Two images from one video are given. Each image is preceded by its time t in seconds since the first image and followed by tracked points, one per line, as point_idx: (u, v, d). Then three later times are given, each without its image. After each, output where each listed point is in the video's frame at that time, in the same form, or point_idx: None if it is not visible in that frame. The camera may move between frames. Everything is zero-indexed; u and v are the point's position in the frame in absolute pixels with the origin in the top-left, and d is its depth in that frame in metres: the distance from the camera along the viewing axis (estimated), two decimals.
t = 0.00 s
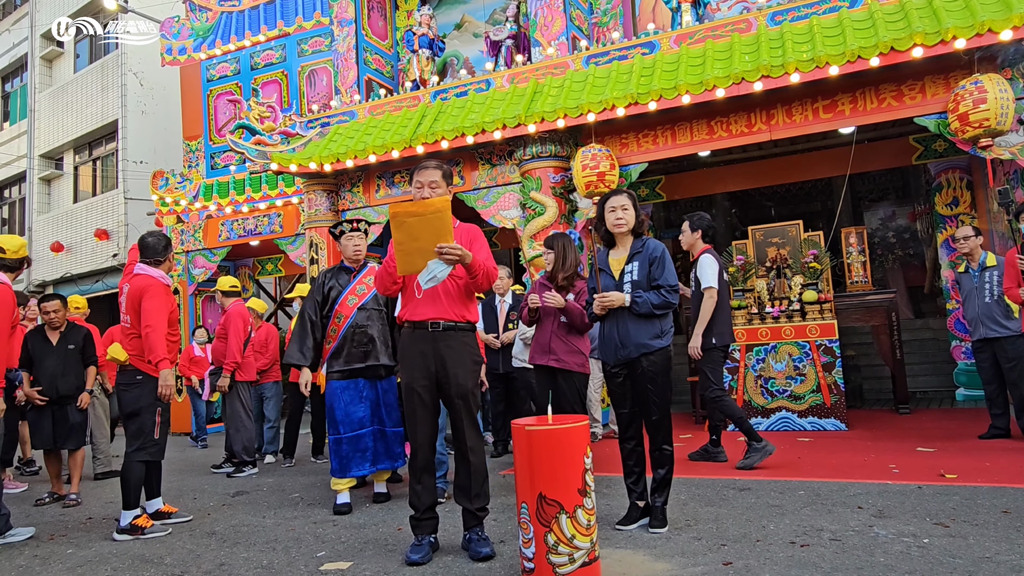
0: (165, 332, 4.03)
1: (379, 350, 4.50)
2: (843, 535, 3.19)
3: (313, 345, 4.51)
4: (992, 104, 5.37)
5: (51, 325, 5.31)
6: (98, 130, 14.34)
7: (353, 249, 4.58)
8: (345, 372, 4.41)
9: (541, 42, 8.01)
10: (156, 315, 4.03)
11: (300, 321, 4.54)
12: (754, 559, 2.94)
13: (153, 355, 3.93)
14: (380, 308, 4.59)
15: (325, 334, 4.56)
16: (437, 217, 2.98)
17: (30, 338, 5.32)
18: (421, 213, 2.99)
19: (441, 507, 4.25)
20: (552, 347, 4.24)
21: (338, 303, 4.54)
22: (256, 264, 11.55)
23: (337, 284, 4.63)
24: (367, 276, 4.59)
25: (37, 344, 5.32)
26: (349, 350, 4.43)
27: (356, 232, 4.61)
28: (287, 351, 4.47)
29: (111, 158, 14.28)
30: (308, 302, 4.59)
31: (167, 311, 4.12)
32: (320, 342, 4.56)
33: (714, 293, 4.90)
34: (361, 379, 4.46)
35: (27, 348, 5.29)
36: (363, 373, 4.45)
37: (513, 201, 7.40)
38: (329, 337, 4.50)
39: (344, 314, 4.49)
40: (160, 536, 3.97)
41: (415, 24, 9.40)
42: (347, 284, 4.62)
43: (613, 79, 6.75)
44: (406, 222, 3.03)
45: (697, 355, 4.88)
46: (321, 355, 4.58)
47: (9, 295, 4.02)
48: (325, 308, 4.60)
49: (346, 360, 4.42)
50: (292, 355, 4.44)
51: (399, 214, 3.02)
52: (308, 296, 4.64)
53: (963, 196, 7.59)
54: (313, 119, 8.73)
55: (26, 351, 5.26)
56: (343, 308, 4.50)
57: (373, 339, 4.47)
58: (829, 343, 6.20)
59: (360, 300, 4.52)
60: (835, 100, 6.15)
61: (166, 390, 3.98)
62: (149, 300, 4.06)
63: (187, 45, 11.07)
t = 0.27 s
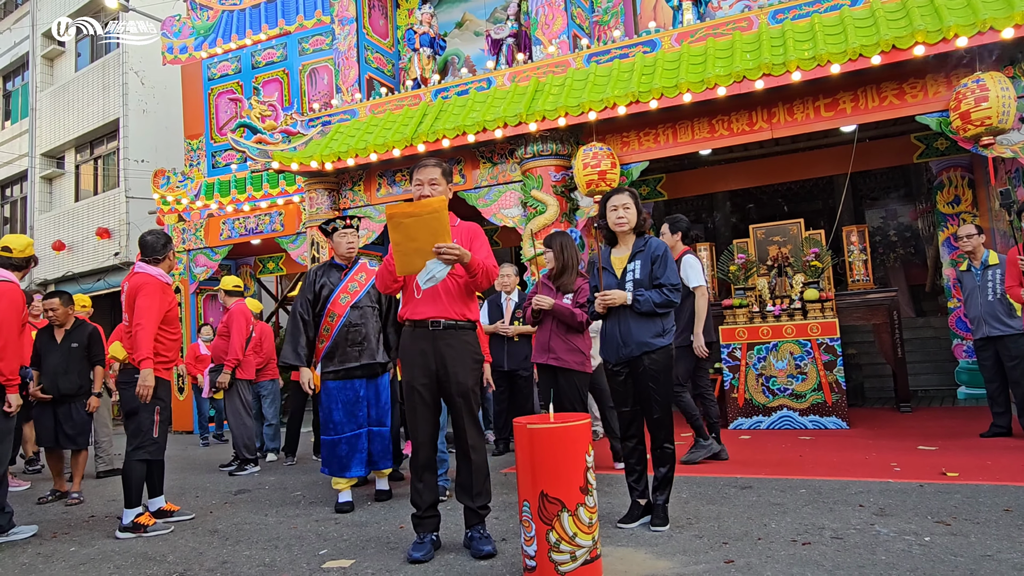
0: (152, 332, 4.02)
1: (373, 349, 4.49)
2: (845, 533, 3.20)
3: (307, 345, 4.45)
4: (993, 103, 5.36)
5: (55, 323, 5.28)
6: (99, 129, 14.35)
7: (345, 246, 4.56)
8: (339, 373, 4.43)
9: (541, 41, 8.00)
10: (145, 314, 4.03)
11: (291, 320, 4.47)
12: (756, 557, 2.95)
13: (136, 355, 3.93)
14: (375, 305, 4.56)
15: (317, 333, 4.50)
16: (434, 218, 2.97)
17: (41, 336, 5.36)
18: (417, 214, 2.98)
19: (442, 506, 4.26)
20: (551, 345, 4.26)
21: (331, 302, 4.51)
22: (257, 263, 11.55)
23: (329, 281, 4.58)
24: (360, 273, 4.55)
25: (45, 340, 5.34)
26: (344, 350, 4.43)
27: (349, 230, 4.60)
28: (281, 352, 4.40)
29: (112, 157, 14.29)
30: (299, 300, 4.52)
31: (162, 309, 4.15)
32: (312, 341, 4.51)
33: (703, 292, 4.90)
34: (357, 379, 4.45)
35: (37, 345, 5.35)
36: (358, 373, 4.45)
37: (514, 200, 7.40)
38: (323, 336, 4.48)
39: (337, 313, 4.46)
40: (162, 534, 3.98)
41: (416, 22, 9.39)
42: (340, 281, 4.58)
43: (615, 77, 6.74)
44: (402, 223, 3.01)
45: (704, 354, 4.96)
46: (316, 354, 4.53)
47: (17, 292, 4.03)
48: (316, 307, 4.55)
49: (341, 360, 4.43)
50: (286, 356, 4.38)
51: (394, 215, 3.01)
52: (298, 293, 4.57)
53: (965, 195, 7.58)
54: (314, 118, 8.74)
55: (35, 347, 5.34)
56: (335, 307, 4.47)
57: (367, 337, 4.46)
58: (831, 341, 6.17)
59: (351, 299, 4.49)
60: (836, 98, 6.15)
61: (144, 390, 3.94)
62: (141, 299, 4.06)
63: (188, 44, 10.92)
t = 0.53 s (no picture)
0: (149, 331, 4.02)
1: (373, 345, 4.50)
2: (846, 532, 3.19)
3: (303, 343, 4.35)
4: (995, 101, 5.35)
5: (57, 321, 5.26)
6: (100, 127, 14.34)
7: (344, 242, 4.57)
8: (339, 372, 4.40)
9: (542, 39, 7.99)
10: (143, 312, 4.03)
11: (287, 319, 4.40)
12: (757, 556, 2.95)
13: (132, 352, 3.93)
14: (371, 302, 4.58)
15: (313, 333, 4.43)
16: (438, 213, 2.98)
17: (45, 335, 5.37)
18: (422, 209, 2.99)
19: (443, 505, 4.25)
20: (549, 344, 4.26)
21: (327, 301, 4.47)
22: (258, 262, 11.56)
23: (323, 280, 4.54)
24: (355, 271, 4.55)
25: (48, 339, 5.34)
26: (344, 349, 4.42)
27: (349, 229, 4.64)
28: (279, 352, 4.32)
29: (112, 155, 14.29)
30: (294, 299, 4.46)
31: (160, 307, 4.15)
32: (308, 339, 4.42)
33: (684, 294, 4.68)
34: (358, 377, 4.43)
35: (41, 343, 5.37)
36: (361, 371, 4.43)
37: (514, 199, 7.39)
38: (320, 335, 4.43)
39: (335, 312, 4.43)
40: (163, 533, 3.98)
41: (417, 20, 9.37)
42: (336, 280, 4.55)
43: (615, 76, 6.73)
44: (407, 218, 3.02)
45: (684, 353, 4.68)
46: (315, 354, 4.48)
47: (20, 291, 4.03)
48: (312, 306, 4.50)
49: (341, 360, 4.41)
50: (285, 356, 4.29)
51: (399, 210, 3.02)
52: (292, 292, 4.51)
53: (966, 194, 7.57)
54: (314, 117, 8.74)
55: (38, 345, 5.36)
56: (333, 305, 4.44)
57: (365, 336, 4.47)
58: (832, 340, 6.17)
59: (349, 297, 4.48)
60: (837, 97, 6.14)
61: (138, 387, 3.92)
62: (140, 297, 4.07)
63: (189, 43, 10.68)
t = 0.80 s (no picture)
0: (152, 330, 4.02)
1: (378, 343, 4.48)
2: (846, 531, 3.19)
3: (303, 343, 4.31)
4: (996, 100, 5.34)
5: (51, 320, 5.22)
6: (101, 127, 14.35)
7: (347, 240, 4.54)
8: (345, 371, 4.40)
9: (542, 38, 7.98)
10: (143, 310, 4.04)
11: (287, 319, 4.36)
12: (757, 555, 2.95)
13: (135, 352, 3.94)
14: (374, 299, 4.61)
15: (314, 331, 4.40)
16: (445, 208, 3.01)
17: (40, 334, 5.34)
18: (429, 203, 3.01)
19: (443, 504, 4.25)
20: (548, 343, 4.26)
21: (330, 300, 4.46)
22: (258, 261, 11.56)
23: (325, 279, 4.52)
24: (356, 270, 4.55)
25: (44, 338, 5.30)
26: (348, 348, 4.40)
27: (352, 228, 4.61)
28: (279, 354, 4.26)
29: (113, 155, 14.30)
30: (295, 298, 4.43)
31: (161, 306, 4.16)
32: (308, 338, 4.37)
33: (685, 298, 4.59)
34: (365, 375, 4.41)
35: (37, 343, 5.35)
36: (368, 369, 4.41)
37: (514, 198, 7.39)
38: (323, 335, 4.41)
39: (338, 311, 4.43)
40: (163, 532, 3.98)
41: (417, 20, 9.36)
42: (339, 279, 4.53)
43: (616, 75, 6.73)
44: (413, 212, 3.02)
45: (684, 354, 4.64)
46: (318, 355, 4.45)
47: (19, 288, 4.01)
48: (314, 305, 4.47)
49: (347, 359, 4.39)
50: (284, 356, 4.24)
51: (407, 204, 3.04)
52: (292, 291, 4.48)
53: (967, 193, 7.57)
54: (315, 116, 8.74)
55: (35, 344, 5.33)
56: (336, 305, 4.44)
57: (371, 334, 4.45)
58: (832, 339, 6.17)
59: (351, 295, 4.49)
60: (838, 96, 6.14)
61: (142, 386, 3.92)
62: (141, 295, 4.08)
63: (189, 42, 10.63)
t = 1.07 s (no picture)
0: (156, 329, 4.03)
1: (383, 345, 4.50)
2: (847, 531, 3.19)
3: (313, 342, 4.35)
4: (997, 100, 5.34)
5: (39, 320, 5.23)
6: (102, 126, 14.36)
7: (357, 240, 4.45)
8: (351, 371, 4.40)
9: (543, 38, 7.98)
10: (148, 309, 4.05)
11: (296, 318, 4.36)
12: (758, 555, 2.95)
13: (138, 351, 3.94)
14: (380, 300, 4.59)
15: (324, 330, 4.41)
16: (452, 208, 3.02)
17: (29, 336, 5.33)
18: (435, 203, 3.02)
19: (443, 503, 4.25)
20: (547, 343, 4.28)
21: (337, 300, 4.44)
22: (259, 261, 11.57)
23: (334, 278, 4.51)
24: (364, 270, 4.54)
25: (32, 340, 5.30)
26: (354, 347, 4.41)
27: (360, 226, 4.55)
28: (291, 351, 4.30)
29: (114, 154, 14.31)
30: (304, 297, 4.43)
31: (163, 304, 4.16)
32: (318, 337, 4.41)
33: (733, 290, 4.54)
34: (372, 375, 4.44)
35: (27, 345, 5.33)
36: (374, 369, 4.44)
37: (515, 197, 7.39)
38: (330, 334, 4.40)
39: (346, 310, 4.42)
40: (165, 531, 3.99)
41: (418, 19, 9.35)
42: (348, 278, 4.52)
43: (616, 74, 6.72)
44: (420, 211, 3.03)
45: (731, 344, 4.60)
46: (322, 354, 4.43)
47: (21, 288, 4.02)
48: (322, 304, 4.46)
49: (352, 359, 4.40)
50: (296, 355, 4.28)
51: (413, 203, 3.03)
52: (302, 290, 4.47)
53: (968, 192, 7.56)
54: (316, 115, 8.72)
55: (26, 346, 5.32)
56: (344, 304, 4.42)
57: (376, 334, 4.46)
58: (833, 339, 6.18)
59: (360, 295, 4.47)
60: (839, 95, 6.14)
61: (145, 387, 3.93)
62: (145, 294, 4.09)
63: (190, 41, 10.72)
